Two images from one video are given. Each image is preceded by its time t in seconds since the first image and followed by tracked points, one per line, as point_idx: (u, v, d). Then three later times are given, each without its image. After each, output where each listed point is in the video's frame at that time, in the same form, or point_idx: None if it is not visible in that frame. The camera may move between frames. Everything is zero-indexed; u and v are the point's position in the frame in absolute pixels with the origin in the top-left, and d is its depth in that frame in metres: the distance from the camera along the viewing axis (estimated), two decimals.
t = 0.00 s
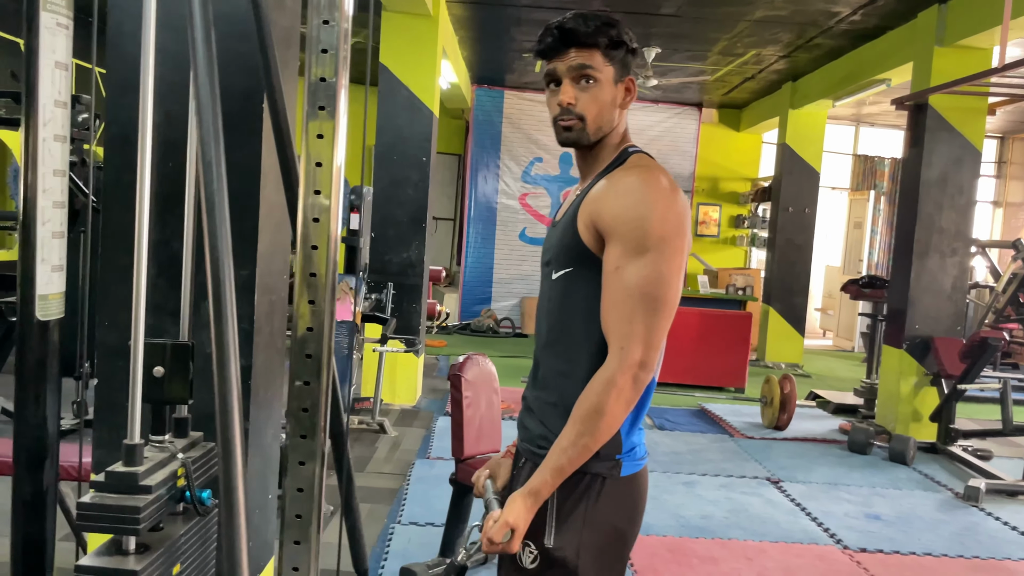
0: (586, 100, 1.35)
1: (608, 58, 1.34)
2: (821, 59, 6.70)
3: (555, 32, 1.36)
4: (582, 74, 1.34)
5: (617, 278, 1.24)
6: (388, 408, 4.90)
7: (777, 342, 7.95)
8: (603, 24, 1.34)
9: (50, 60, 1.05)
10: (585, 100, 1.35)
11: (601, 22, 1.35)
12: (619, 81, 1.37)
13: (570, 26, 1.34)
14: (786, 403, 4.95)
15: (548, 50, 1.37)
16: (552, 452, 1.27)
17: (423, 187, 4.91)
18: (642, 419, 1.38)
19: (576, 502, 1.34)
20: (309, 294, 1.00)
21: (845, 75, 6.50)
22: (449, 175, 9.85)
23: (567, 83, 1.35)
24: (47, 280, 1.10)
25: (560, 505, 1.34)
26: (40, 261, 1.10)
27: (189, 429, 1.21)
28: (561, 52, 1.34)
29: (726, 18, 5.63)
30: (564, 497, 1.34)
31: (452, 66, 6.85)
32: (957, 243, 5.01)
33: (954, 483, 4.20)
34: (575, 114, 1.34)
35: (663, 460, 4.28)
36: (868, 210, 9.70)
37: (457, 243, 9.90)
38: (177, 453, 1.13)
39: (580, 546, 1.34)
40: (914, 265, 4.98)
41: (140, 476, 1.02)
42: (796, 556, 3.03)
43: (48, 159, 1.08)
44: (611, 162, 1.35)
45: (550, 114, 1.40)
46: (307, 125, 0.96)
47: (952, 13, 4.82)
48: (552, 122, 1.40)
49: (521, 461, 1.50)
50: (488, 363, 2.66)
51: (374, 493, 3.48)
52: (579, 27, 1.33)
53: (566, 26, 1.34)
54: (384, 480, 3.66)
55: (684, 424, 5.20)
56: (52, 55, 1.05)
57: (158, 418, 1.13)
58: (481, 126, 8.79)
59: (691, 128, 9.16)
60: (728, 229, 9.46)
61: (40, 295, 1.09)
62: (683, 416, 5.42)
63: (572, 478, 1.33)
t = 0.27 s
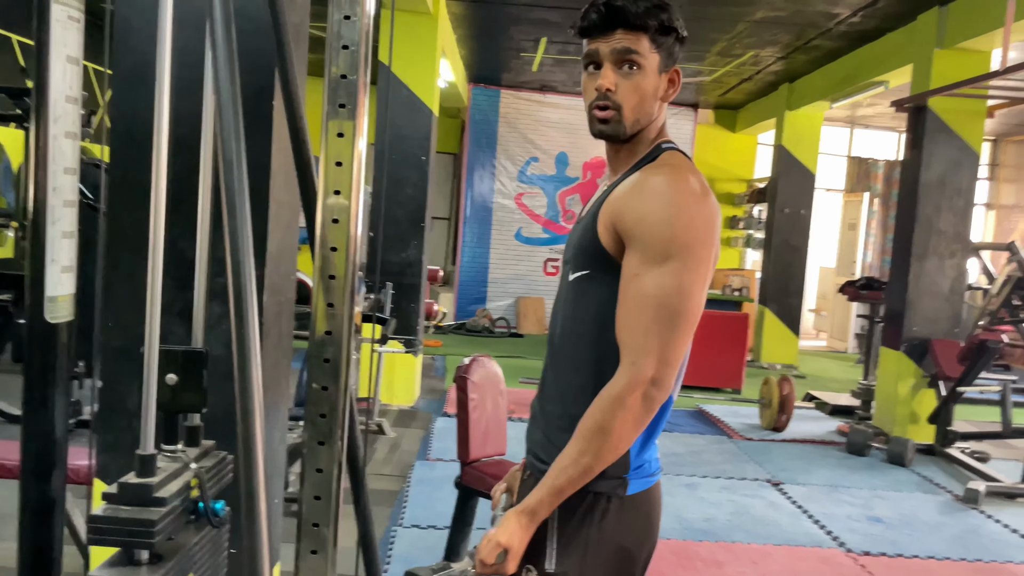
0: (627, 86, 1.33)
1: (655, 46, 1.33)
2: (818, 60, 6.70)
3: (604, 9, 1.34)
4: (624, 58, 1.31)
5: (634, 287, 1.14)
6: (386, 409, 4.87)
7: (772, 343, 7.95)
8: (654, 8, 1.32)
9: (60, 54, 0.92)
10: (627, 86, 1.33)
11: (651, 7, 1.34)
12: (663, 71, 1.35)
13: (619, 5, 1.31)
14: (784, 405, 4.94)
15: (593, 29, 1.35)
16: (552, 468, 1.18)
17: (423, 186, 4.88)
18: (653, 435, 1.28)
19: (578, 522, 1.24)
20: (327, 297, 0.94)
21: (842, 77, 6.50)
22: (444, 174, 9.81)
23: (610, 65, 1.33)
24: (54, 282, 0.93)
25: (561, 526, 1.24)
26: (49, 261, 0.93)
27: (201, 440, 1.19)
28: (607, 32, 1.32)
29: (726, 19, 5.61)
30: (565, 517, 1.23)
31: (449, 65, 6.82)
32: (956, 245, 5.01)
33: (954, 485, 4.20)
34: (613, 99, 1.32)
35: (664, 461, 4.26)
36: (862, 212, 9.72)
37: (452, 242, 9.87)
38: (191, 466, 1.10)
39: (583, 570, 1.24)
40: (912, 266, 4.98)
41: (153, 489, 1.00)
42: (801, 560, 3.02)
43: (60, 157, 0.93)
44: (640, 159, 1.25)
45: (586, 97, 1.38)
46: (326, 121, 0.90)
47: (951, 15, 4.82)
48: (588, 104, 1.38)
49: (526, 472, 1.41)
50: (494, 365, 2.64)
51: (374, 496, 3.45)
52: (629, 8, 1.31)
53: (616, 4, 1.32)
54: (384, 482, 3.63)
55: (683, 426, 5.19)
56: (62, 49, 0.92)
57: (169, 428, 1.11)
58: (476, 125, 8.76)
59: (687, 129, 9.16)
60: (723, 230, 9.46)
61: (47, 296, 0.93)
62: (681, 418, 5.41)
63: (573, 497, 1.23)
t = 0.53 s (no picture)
0: (650, 91, 1.34)
1: (678, 48, 1.34)
2: (797, 67, 6.77)
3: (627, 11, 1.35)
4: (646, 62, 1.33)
5: (646, 312, 1.10)
6: (369, 414, 4.83)
7: (750, 346, 8.02)
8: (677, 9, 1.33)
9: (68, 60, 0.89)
10: (649, 90, 1.34)
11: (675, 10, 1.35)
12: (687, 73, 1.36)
13: (642, 9, 1.33)
14: (766, 409, 4.87)
15: (614, 31, 1.36)
16: (555, 490, 1.16)
17: (406, 189, 4.84)
18: (671, 462, 1.27)
19: (590, 547, 1.23)
20: (340, 308, 0.91)
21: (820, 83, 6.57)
22: (423, 176, 9.77)
23: (633, 68, 1.34)
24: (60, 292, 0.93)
25: (572, 549, 1.23)
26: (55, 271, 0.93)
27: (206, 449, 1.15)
28: (631, 36, 1.34)
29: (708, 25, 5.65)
30: (577, 542, 1.23)
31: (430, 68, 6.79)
32: (933, 251, 5.09)
33: (933, 488, 4.26)
34: (637, 105, 1.33)
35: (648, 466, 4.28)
36: (836, 216, 9.83)
37: (430, 245, 9.83)
38: (198, 474, 1.07)
39: None
40: (891, 271, 5.04)
41: (165, 503, 0.97)
42: (789, 564, 3.04)
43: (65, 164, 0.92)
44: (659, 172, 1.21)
45: (608, 101, 1.40)
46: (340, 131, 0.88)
47: (930, 24, 4.89)
48: (610, 108, 1.39)
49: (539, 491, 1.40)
50: (487, 372, 2.62)
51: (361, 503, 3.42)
52: (653, 11, 1.32)
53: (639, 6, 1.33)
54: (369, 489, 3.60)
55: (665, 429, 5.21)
56: (70, 55, 0.90)
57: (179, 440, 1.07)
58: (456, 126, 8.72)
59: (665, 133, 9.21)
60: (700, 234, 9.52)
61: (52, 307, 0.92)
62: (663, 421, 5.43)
63: (584, 521, 1.22)
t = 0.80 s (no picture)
0: (678, 98, 1.30)
1: (704, 52, 1.29)
2: (783, 70, 6.82)
3: (651, 18, 1.29)
4: (675, 70, 1.28)
5: (694, 321, 1.10)
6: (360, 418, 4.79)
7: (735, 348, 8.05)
8: (702, 14, 1.29)
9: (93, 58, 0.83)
10: (678, 98, 1.30)
11: (699, 12, 1.30)
12: (713, 77, 1.32)
13: (667, 16, 1.28)
14: (757, 409, 4.89)
15: (637, 39, 1.31)
16: (604, 501, 1.14)
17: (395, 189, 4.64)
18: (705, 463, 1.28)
19: (631, 552, 1.23)
20: (371, 310, 0.87)
21: (806, 87, 6.63)
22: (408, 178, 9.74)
23: (660, 77, 1.29)
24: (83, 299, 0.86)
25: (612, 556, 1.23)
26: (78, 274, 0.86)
27: (229, 458, 1.18)
28: (657, 43, 1.29)
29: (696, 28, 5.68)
30: (617, 547, 1.23)
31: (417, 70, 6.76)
32: (920, 253, 5.14)
33: (923, 488, 4.31)
34: (666, 116, 1.29)
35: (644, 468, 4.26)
36: (819, 220, 9.91)
37: (416, 247, 9.80)
38: (224, 485, 1.10)
39: None
40: (879, 274, 5.09)
41: (194, 512, 0.97)
42: (787, 565, 3.05)
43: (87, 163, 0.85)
44: (692, 177, 1.20)
45: (633, 109, 1.35)
46: (371, 129, 0.86)
47: (917, 29, 4.95)
48: (635, 116, 1.34)
49: (564, 498, 1.39)
50: (489, 374, 2.61)
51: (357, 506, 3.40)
52: (678, 17, 1.28)
53: (663, 12, 1.28)
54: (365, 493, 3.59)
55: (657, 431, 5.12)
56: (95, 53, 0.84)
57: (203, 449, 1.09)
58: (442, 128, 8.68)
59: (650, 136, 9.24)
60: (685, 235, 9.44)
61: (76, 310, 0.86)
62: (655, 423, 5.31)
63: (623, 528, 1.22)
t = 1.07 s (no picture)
0: (660, 100, 1.29)
1: (683, 55, 1.30)
2: (755, 74, 6.89)
3: (630, 22, 1.29)
4: (655, 71, 1.28)
5: (695, 315, 1.10)
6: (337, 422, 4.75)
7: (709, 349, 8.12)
8: (679, 17, 1.29)
9: (89, 60, 0.73)
10: (660, 99, 1.29)
11: (675, 16, 1.30)
12: (691, 79, 1.32)
13: (645, 19, 1.28)
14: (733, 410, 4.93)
15: (616, 44, 1.31)
16: (617, 497, 1.14)
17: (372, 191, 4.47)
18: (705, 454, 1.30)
19: (638, 544, 1.24)
20: (372, 315, 0.88)
21: (778, 91, 6.70)
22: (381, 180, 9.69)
23: (642, 79, 1.29)
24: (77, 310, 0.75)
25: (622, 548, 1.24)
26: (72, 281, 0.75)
27: (225, 467, 1.19)
28: (638, 45, 1.28)
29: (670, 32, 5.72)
30: (625, 540, 1.24)
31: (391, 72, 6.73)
32: (891, 254, 5.23)
33: (897, 486, 4.37)
34: (648, 117, 1.28)
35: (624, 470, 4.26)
36: (789, 221, 10.02)
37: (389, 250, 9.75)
38: (220, 493, 1.10)
39: None
40: (851, 275, 5.16)
41: (194, 524, 0.97)
42: (768, 564, 3.08)
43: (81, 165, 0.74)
44: (678, 179, 1.21)
45: (614, 113, 1.34)
46: (370, 132, 0.86)
47: (887, 34, 5.03)
48: (616, 120, 1.33)
49: (560, 496, 1.38)
50: (474, 377, 2.60)
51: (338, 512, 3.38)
52: (657, 20, 1.28)
53: (642, 15, 1.29)
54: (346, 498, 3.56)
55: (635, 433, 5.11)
56: (90, 54, 0.74)
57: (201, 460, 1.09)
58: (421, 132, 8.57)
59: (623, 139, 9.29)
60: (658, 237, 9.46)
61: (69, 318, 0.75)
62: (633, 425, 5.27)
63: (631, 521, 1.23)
